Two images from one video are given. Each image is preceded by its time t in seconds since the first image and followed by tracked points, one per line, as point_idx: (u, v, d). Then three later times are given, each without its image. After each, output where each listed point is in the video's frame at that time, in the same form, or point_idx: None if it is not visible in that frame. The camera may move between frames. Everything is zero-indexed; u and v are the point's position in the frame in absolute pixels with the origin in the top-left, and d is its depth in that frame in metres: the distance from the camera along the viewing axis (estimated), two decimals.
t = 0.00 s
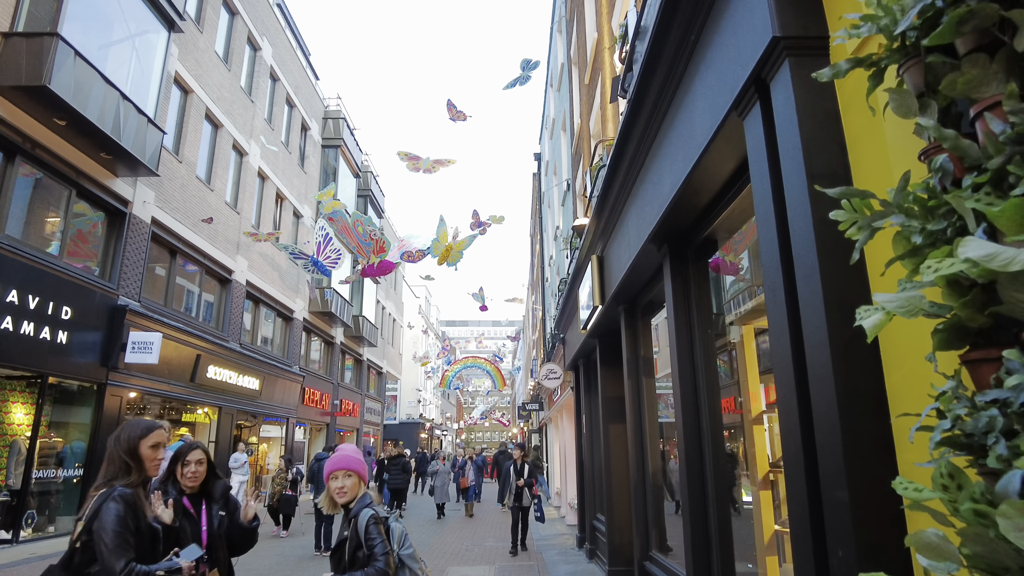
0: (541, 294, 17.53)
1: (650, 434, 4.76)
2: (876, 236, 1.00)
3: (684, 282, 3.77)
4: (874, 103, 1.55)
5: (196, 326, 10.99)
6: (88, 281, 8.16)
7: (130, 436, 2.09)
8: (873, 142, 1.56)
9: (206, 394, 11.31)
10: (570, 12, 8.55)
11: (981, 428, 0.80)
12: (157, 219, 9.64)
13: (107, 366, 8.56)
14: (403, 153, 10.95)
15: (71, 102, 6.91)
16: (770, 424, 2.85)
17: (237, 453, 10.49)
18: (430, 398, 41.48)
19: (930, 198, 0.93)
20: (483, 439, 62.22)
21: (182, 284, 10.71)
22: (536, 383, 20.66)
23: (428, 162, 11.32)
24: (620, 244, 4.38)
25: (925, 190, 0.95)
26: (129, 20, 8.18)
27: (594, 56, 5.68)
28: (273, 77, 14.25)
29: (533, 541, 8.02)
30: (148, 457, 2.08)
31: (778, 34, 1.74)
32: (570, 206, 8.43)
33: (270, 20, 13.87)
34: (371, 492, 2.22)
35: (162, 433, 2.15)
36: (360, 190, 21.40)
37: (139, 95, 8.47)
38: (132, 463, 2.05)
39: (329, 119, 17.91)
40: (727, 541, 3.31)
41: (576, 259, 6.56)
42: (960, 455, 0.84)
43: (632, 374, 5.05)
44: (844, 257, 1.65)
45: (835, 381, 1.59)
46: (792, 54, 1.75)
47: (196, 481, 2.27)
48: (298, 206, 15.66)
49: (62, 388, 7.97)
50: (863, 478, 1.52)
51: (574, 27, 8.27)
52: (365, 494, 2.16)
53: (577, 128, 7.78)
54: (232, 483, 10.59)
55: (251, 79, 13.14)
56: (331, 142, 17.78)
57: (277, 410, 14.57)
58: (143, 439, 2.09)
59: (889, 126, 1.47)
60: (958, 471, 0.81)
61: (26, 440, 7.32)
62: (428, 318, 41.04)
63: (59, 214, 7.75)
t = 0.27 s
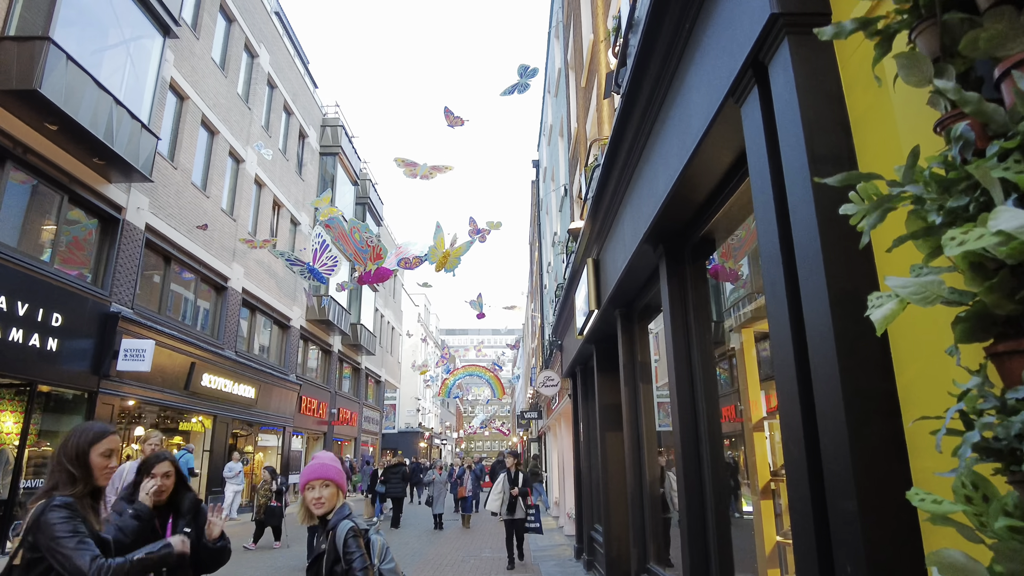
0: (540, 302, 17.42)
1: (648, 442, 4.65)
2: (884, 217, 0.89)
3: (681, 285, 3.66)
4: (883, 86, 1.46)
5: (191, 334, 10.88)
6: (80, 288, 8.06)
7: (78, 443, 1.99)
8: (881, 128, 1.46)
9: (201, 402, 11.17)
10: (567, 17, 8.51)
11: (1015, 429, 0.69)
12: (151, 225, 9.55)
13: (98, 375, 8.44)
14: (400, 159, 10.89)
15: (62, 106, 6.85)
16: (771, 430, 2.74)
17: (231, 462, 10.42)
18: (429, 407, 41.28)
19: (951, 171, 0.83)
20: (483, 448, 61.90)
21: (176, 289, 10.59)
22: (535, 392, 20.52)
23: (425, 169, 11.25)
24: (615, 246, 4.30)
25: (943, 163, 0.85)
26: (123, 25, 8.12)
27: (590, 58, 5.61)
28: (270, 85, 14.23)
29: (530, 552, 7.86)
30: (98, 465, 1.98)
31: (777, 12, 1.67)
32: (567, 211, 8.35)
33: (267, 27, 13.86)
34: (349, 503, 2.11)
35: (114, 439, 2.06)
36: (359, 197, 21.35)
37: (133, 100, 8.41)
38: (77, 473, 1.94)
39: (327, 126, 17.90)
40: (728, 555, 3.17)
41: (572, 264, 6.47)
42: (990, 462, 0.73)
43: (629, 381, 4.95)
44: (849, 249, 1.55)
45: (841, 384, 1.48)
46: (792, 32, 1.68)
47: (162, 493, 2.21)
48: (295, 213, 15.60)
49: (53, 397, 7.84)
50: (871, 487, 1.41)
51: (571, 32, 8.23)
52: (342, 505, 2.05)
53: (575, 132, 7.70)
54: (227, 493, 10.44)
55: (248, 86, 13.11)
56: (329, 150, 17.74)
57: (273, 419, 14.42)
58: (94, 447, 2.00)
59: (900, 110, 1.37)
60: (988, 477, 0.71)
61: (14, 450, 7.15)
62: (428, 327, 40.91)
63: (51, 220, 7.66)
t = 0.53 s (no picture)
0: (539, 310, 17.31)
1: (643, 453, 4.53)
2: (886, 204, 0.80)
3: (674, 291, 3.56)
4: (881, 74, 1.37)
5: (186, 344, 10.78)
6: (72, 296, 7.98)
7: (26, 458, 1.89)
8: (879, 119, 1.37)
9: (196, 413, 11.05)
10: (563, 24, 8.47)
11: None
12: (146, 233, 9.48)
13: (90, 385, 8.33)
14: (397, 168, 10.82)
15: (54, 114, 6.82)
16: (769, 443, 2.62)
17: (227, 473, 10.33)
18: (429, 417, 41.08)
19: (959, 152, 0.73)
20: (484, 459, 61.71)
21: (171, 296, 10.50)
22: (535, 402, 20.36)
23: (423, 177, 11.19)
24: (608, 253, 4.23)
25: (950, 145, 0.75)
26: (117, 32, 8.09)
27: (585, 62, 5.54)
28: (268, 93, 14.21)
29: (527, 566, 7.70)
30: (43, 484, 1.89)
31: None
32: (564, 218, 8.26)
33: (265, 36, 13.86)
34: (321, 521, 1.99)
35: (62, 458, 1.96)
36: (358, 206, 21.31)
37: (127, 108, 8.37)
38: (19, 489, 1.85)
39: (326, 135, 17.90)
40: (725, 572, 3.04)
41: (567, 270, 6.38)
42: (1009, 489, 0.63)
43: (624, 391, 4.82)
44: (845, 248, 1.45)
45: (839, 395, 1.37)
46: (782, 16, 1.61)
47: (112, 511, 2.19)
48: (294, 222, 15.55)
49: (44, 407, 7.73)
50: (870, 507, 1.30)
51: (567, 39, 8.20)
52: (313, 524, 1.94)
53: (571, 139, 7.65)
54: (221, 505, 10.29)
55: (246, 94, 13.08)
56: (328, 158, 17.72)
57: (270, 429, 14.29)
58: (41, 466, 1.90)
59: (900, 100, 1.28)
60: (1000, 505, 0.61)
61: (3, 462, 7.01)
62: (428, 336, 40.79)
63: (42, 228, 7.58)
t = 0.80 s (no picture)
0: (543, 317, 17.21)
1: (642, 460, 4.43)
2: (894, 185, 0.71)
3: (672, 294, 3.48)
4: (885, 58, 1.28)
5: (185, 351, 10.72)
6: (69, 303, 7.93)
7: None
8: (883, 102, 1.28)
9: (195, 421, 10.98)
10: (563, 29, 8.43)
11: None
12: (145, 240, 9.45)
13: (87, 393, 8.27)
14: (397, 174, 10.78)
15: (51, 119, 6.82)
16: (771, 451, 2.52)
17: (227, 483, 9.98)
18: (433, 424, 40.92)
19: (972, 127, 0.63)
20: (488, 467, 61.43)
21: (171, 302, 10.46)
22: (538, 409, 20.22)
23: (424, 183, 11.14)
24: (605, 255, 4.17)
25: (962, 116, 0.65)
26: (116, 39, 8.09)
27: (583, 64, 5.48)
28: (269, 100, 14.23)
29: None
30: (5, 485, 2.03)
31: None
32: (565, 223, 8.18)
33: (266, 43, 13.89)
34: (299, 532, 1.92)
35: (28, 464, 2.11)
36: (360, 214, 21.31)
37: (126, 114, 8.36)
38: None
39: (328, 142, 17.92)
40: None
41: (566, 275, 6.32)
42: None
43: (623, 398, 4.72)
44: (847, 240, 1.36)
45: (842, 399, 1.28)
46: None
47: (71, 519, 2.41)
48: (295, 229, 15.55)
49: (41, 415, 7.67)
50: (876, 520, 1.20)
51: (567, 44, 8.18)
52: (291, 534, 1.86)
53: (571, 143, 7.61)
54: (220, 513, 10.19)
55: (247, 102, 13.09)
56: (330, 165, 17.73)
57: (271, 437, 14.21)
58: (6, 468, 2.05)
59: (906, 83, 1.19)
60: None
61: None
62: (431, 343, 40.69)
63: (39, 235, 7.55)
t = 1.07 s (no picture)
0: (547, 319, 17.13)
1: (647, 462, 4.36)
2: (921, 158, 0.61)
3: (678, 292, 3.42)
4: (906, 33, 1.21)
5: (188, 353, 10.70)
6: (71, 305, 7.91)
7: None
8: (902, 79, 1.21)
9: (199, 424, 10.94)
10: (566, 29, 8.38)
11: None
12: (147, 242, 9.43)
13: (89, 395, 8.24)
14: (401, 176, 10.75)
15: (53, 121, 6.81)
16: (780, 454, 2.44)
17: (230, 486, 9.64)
18: (437, 428, 40.87)
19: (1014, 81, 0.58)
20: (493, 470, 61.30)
21: (173, 304, 10.44)
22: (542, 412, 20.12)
23: (427, 185, 11.10)
24: (609, 253, 4.12)
25: (999, 77, 0.59)
26: (119, 40, 8.08)
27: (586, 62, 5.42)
28: (273, 103, 14.23)
29: None
30: None
31: None
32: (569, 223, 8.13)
33: (270, 46, 13.89)
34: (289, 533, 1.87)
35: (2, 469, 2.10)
36: (364, 216, 21.30)
37: (129, 116, 8.36)
38: None
39: (332, 145, 17.92)
40: None
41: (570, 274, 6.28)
42: None
43: (628, 401, 4.64)
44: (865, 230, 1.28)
45: (860, 397, 1.20)
46: None
47: (49, 523, 2.50)
48: (299, 232, 15.55)
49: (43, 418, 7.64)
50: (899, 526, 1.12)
51: (571, 44, 8.11)
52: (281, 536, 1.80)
53: (576, 143, 7.56)
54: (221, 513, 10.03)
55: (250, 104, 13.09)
56: (334, 168, 17.73)
57: (275, 440, 14.17)
58: None
59: (929, 57, 1.12)
60: None
61: None
62: (436, 346, 40.64)
63: (41, 237, 7.53)
